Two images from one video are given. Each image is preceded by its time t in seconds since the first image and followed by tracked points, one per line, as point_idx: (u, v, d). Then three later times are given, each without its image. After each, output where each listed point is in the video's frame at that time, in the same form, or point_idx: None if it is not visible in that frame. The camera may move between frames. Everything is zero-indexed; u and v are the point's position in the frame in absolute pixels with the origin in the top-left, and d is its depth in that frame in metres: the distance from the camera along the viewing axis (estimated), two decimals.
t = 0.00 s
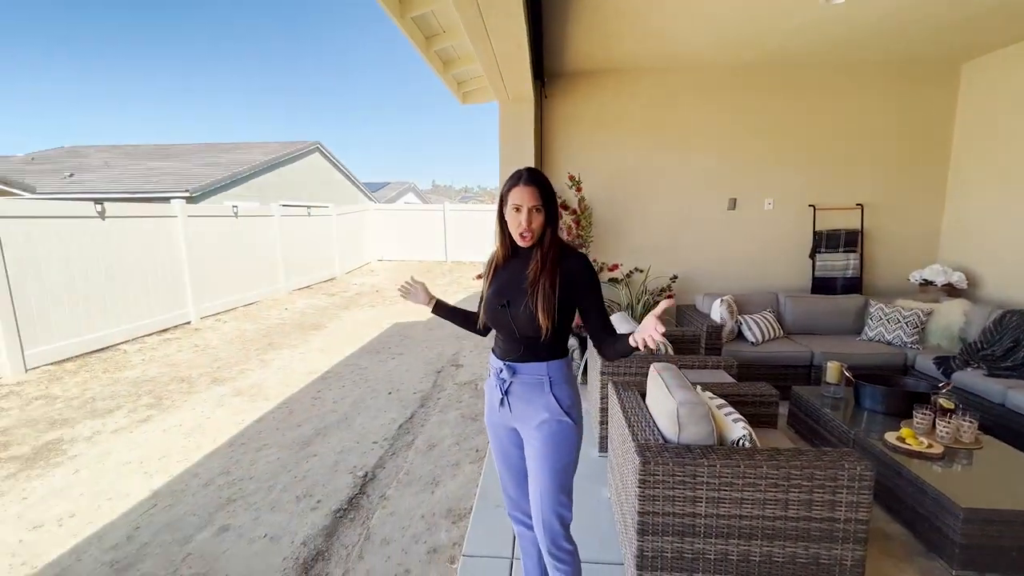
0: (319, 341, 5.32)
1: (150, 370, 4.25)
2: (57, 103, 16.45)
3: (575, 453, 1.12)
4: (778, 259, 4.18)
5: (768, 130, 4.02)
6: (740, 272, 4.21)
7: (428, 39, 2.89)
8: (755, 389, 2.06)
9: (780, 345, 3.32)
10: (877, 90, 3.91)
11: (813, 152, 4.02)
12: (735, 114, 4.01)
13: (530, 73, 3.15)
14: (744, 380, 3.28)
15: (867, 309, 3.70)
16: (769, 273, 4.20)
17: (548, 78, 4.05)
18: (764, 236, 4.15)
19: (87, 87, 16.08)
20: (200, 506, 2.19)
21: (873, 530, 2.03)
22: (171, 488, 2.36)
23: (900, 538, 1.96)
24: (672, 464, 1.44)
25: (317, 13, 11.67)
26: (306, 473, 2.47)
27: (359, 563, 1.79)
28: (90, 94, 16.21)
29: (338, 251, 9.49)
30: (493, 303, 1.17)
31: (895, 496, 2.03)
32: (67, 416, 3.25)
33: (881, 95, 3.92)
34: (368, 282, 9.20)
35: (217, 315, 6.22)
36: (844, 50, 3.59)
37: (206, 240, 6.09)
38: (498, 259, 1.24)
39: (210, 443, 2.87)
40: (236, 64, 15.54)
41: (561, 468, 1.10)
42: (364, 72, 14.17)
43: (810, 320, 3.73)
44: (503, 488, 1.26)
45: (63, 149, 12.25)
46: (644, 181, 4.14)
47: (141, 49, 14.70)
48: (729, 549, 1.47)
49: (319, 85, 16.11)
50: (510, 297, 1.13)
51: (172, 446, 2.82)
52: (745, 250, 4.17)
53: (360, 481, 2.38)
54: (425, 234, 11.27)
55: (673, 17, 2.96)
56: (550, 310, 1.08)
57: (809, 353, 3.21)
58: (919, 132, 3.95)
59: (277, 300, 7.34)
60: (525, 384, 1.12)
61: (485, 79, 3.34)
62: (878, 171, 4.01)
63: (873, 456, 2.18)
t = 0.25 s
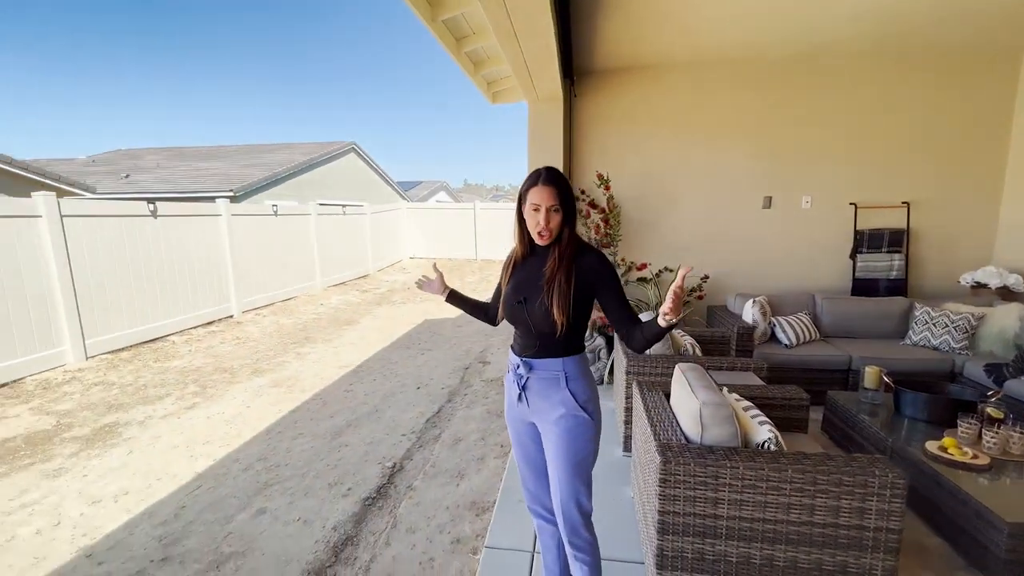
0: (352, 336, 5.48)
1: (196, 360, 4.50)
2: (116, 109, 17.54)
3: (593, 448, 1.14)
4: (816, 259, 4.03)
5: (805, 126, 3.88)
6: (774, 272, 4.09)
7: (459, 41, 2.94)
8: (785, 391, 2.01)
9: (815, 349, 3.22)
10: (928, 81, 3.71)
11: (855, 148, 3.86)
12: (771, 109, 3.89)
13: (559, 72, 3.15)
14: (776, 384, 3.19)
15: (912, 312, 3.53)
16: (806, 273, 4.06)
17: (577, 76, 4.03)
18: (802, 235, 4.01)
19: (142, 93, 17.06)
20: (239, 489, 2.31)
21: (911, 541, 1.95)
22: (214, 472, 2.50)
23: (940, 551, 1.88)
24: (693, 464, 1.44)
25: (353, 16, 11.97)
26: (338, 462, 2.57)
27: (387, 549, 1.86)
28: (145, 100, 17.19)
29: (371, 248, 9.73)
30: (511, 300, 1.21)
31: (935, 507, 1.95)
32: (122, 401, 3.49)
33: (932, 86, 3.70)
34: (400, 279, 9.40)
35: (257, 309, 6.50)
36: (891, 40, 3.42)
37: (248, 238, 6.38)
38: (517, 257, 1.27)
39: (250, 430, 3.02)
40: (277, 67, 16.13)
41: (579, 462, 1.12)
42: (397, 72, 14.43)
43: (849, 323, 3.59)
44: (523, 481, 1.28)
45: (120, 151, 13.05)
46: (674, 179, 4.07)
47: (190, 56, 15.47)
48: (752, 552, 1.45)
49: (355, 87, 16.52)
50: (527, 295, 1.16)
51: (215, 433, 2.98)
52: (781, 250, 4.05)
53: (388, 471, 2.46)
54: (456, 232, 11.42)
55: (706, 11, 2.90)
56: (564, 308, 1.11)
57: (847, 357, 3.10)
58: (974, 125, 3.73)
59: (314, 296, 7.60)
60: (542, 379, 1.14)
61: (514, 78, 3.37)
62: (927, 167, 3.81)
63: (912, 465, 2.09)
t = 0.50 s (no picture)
0: (381, 332, 5.62)
1: (233, 353, 4.70)
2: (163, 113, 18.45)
3: (598, 448, 1.15)
4: (853, 260, 3.88)
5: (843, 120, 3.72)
6: (808, 273, 3.95)
7: (484, 42, 2.98)
8: (812, 396, 1.95)
9: (850, 353, 3.10)
10: (980, 72, 3.49)
11: (898, 143, 3.68)
12: (806, 104, 3.75)
13: (584, 70, 3.14)
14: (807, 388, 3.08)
15: (956, 316, 3.36)
16: (842, 274, 3.91)
17: (604, 73, 4.00)
18: (838, 235, 3.87)
19: (186, 96, 17.88)
20: (270, 476, 2.42)
21: (947, 556, 1.86)
22: (246, 459, 2.62)
23: (978, 568, 1.79)
24: (711, 467, 1.42)
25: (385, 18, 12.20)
26: (364, 453, 2.64)
27: (407, 540, 1.91)
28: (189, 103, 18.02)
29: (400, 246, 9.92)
30: (522, 301, 1.24)
31: (973, 522, 1.85)
32: (165, 389, 3.69)
33: (983, 75, 3.49)
34: (428, 276, 9.54)
35: (291, 305, 6.74)
36: (938, 30, 3.25)
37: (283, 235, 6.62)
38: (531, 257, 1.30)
39: (281, 421, 3.14)
40: (311, 70, 16.60)
41: (583, 461, 1.13)
42: (427, 71, 14.62)
43: (887, 326, 3.44)
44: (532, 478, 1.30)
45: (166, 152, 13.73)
46: (703, 176, 3.99)
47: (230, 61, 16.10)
48: (771, 559, 1.42)
49: (386, 87, 16.84)
50: (536, 296, 1.18)
51: (249, 422, 3.12)
52: (815, 250, 3.91)
53: (410, 464, 2.52)
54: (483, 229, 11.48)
55: (737, 6, 2.83)
56: (571, 310, 1.12)
57: (884, 362, 2.97)
58: None
59: (345, 292, 7.81)
60: (551, 377, 1.16)
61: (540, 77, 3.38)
62: (977, 163, 3.60)
63: (950, 477, 1.99)
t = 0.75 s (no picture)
0: (405, 328, 5.73)
1: (265, 346, 4.89)
2: (202, 115, 19.24)
3: (602, 445, 1.15)
4: (888, 260, 3.73)
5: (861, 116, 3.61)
6: (839, 273, 3.82)
7: (507, 41, 2.99)
8: (836, 400, 1.89)
9: (882, 356, 2.99)
10: None
11: (938, 138, 3.52)
12: (839, 98, 3.62)
13: (607, 68, 3.12)
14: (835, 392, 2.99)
15: (1000, 320, 3.19)
16: (876, 275, 3.77)
17: (627, 71, 3.96)
18: (872, 234, 3.73)
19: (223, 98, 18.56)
20: (295, 465, 2.51)
21: (978, 570, 1.79)
22: (274, 448, 2.73)
23: None
24: (724, 469, 1.41)
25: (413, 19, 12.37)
26: (385, 446, 2.72)
27: (424, 530, 1.96)
28: (209, 104, 18.85)
29: (426, 244, 10.07)
30: (536, 298, 1.29)
31: (1009, 535, 1.77)
32: (201, 380, 3.87)
33: None
34: (452, 274, 9.65)
35: (320, 300, 6.94)
36: (984, 19, 3.09)
37: (313, 233, 6.82)
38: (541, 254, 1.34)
39: (308, 412, 3.26)
40: (341, 71, 16.99)
41: (585, 456, 1.13)
42: (453, 71, 14.77)
43: (923, 329, 3.30)
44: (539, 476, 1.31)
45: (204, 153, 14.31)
46: (720, 175, 3.91)
47: (263, 64, 16.62)
48: (788, 565, 1.39)
49: (413, 87, 17.07)
50: (546, 295, 1.23)
51: (278, 413, 3.24)
52: (848, 250, 3.78)
53: (430, 458, 2.58)
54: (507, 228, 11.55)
55: None
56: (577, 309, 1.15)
57: (918, 367, 2.85)
58: None
59: (372, 289, 7.99)
60: (561, 373, 1.18)
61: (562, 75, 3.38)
62: None
63: (983, 488, 1.89)
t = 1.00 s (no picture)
0: (426, 325, 5.82)
1: (292, 340, 5.05)
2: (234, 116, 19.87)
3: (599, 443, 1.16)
4: (922, 260, 3.59)
5: (868, 114, 3.53)
6: (870, 273, 3.70)
7: (528, 40, 3.01)
8: (859, 403, 1.85)
9: (912, 360, 2.88)
10: None
11: (978, 133, 3.36)
12: (871, 91, 3.49)
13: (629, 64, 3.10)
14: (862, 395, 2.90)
15: None
16: (909, 276, 3.63)
17: (649, 67, 3.91)
18: (906, 233, 3.59)
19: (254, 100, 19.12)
20: (318, 455, 2.60)
21: None
22: (299, 438, 2.83)
23: None
24: (736, 468, 1.40)
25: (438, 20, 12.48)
26: (404, 438, 2.78)
27: (439, 521, 2.00)
28: (241, 106, 19.48)
29: (449, 242, 10.17)
30: (539, 296, 1.31)
31: None
32: (231, 372, 4.03)
33: None
34: (474, 272, 9.73)
35: (344, 297, 7.10)
36: None
37: (339, 231, 6.99)
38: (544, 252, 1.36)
39: (331, 404, 3.35)
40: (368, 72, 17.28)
41: (581, 453, 1.14)
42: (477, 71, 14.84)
43: (959, 332, 3.16)
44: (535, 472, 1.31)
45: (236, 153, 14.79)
46: (730, 175, 3.86)
47: (292, 66, 17.04)
48: (800, 568, 1.37)
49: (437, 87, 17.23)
50: (551, 292, 1.26)
51: (303, 405, 3.35)
52: (879, 249, 3.66)
53: (447, 452, 2.63)
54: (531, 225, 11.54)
55: None
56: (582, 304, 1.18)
57: (952, 371, 2.74)
58: None
59: (395, 286, 8.13)
60: (562, 370, 1.20)
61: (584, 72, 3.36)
62: None
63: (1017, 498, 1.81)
